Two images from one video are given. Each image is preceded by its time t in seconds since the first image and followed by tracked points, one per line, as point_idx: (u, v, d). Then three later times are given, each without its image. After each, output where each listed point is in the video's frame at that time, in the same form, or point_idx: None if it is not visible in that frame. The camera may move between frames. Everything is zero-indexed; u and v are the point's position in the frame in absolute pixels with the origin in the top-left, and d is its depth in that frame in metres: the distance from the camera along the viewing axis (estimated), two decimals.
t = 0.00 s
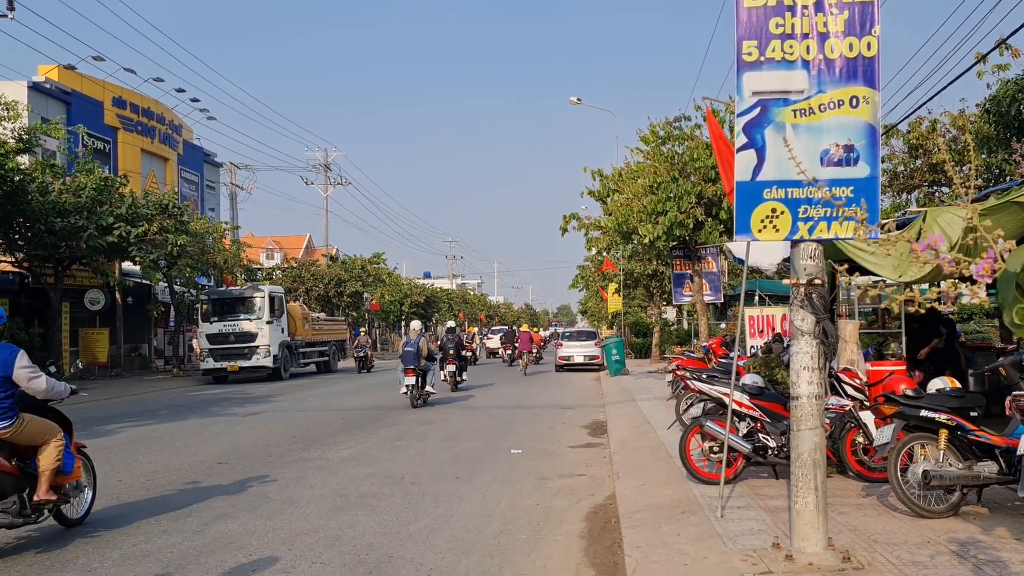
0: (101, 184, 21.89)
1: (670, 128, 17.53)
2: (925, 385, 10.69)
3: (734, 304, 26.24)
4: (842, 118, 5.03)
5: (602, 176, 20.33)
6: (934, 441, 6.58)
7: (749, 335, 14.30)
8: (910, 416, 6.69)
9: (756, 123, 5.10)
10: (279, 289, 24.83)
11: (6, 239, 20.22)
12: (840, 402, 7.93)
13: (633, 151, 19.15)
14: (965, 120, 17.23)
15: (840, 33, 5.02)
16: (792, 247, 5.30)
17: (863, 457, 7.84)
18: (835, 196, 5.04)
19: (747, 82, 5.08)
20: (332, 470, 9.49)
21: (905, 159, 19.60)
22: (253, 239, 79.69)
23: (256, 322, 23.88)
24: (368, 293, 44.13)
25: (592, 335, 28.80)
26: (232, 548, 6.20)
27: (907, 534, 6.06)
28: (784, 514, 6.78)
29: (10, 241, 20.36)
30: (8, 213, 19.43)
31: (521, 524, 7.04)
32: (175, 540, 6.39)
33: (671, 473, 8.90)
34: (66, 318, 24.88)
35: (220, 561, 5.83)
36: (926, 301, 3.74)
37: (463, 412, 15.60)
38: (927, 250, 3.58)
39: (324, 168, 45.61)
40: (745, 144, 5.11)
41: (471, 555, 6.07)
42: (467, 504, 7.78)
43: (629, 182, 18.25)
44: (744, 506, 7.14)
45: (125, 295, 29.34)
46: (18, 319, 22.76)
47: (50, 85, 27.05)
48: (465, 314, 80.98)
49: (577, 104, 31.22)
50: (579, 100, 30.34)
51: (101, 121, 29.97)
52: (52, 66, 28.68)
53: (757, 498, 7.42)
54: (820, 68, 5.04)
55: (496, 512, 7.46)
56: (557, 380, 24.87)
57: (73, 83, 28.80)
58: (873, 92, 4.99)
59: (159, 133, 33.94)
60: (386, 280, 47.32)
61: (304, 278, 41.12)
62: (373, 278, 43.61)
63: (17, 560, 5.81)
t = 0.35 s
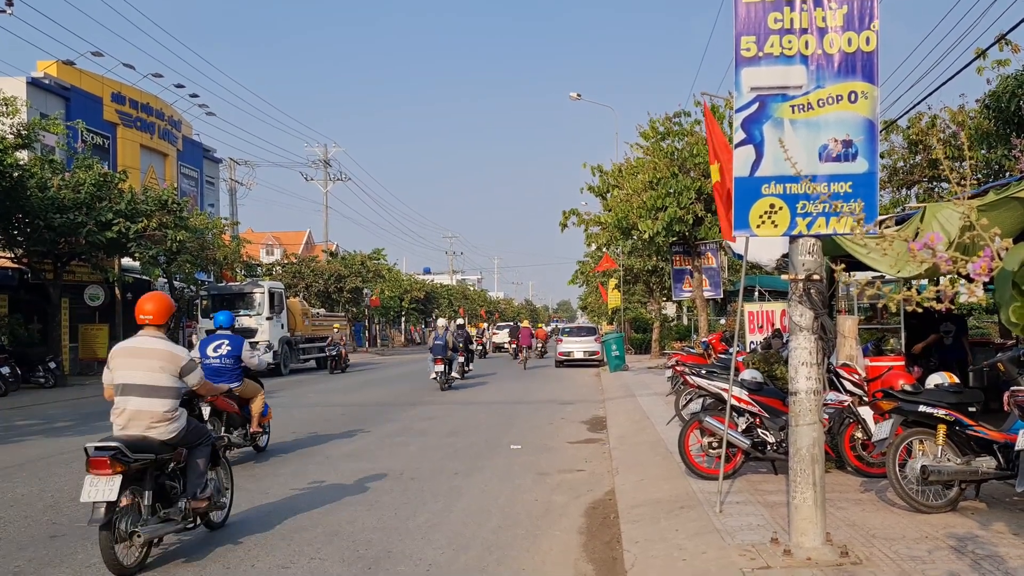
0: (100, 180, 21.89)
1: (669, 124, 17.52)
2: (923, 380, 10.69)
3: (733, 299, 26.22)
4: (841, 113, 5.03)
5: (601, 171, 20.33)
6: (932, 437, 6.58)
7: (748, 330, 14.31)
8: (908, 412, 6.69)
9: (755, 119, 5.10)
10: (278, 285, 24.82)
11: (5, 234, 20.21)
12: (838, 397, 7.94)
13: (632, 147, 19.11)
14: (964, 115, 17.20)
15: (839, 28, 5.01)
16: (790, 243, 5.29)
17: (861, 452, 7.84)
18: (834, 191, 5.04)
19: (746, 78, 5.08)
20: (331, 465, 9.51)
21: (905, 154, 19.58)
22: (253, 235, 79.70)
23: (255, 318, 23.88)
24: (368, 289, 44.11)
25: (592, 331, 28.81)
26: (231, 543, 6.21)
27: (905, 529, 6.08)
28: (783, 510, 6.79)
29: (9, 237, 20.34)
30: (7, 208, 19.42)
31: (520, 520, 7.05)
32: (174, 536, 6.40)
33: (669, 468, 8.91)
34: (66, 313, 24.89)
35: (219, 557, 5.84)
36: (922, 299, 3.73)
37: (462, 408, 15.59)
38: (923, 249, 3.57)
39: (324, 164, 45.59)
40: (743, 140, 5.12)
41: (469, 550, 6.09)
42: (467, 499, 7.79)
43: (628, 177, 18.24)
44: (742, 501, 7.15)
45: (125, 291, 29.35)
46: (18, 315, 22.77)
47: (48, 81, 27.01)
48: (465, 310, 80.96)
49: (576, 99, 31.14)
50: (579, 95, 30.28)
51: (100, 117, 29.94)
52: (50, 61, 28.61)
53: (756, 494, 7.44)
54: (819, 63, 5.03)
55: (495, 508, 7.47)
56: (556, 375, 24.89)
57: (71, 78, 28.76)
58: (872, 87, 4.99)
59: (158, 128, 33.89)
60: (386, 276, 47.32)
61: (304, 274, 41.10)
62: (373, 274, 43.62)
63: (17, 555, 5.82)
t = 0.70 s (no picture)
0: (96, 178, 21.87)
1: (666, 122, 17.52)
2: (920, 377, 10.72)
3: (731, 297, 26.22)
4: (837, 110, 5.03)
5: (599, 169, 20.34)
6: (928, 434, 6.60)
7: (746, 328, 14.31)
8: (905, 409, 6.71)
9: (750, 118, 5.11)
10: (276, 283, 24.78)
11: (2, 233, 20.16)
12: (835, 394, 7.95)
13: (629, 145, 19.10)
14: (961, 113, 17.22)
15: (835, 25, 5.01)
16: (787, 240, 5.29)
17: (859, 450, 7.85)
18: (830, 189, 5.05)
19: (741, 76, 5.09)
20: (329, 464, 9.49)
21: (902, 152, 19.59)
22: (250, 233, 79.66)
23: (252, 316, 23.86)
24: (365, 287, 44.10)
25: (589, 329, 28.82)
26: (229, 542, 6.20)
27: (901, 526, 6.09)
28: (780, 507, 6.80)
29: (5, 236, 20.29)
30: (4, 207, 19.37)
31: (517, 518, 7.06)
32: (171, 534, 6.39)
33: (667, 466, 8.93)
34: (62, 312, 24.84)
35: (217, 555, 5.84)
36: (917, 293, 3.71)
37: (459, 406, 15.59)
38: (917, 242, 3.56)
39: (322, 162, 45.57)
40: (739, 138, 5.13)
41: (466, 548, 6.10)
42: (465, 497, 7.79)
43: (626, 176, 18.25)
44: (740, 499, 7.16)
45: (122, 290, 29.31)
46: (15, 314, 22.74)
47: (45, 79, 26.95)
48: (462, 308, 80.98)
49: (573, 97, 31.09)
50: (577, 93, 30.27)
51: (97, 116, 29.88)
52: (46, 59, 28.54)
53: (753, 491, 7.45)
54: (815, 60, 5.04)
55: (493, 505, 7.48)
56: (554, 373, 24.91)
57: (68, 76, 28.70)
58: (869, 84, 4.99)
59: (155, 127, 33.85)
60: (383, 274, 47.26)
61: (302, 272, 41.11)
62: (370, 272, 43.54)
63: (13, 554, 5.81)
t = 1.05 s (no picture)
0: (95, 179, 21.87)
1: (665, 122, 17.53)
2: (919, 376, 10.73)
3: (729, 297, 26.24)
4: (836, 110, 5.04)
5: (598, 169, 20.36)
6: (927, 432, 6.60)
7: (745, 327, 14.31)
8: (903, 408, 6.71)
9: (749, 118, 5.12)
10: (274, 284, 24.78)
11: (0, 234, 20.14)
12: (835, 394, 7.96)
13: (628, 145, 19.11)
14: (959, 112, 17.23)
15: (833, 25, 5.02)
16: (786, 240, 5.30)
17: (857, 449, 7.87)
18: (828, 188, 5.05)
19: (740, 76, 5.10)
20: (328, 463, 9.49)
21: (900, 152, 19.60)
22: (249, 234, 79.65)
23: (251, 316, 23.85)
24: (365, 288, 44.10)
25: (588, 328, 28.84)
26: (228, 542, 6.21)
27: (900, 525, 6.10)
28: (779, 506, 6.82)
29: (4, 237, 20.27)
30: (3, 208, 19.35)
31: (517, 517, 7.07)
32: (171, 535, 6.40)
33: (666, 465, 8.94)
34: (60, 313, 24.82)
35: (216, 555, 5.84)
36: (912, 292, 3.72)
37: (458, 405, 15.60)
38: (914, 241, 3.56)
39: (320, 163, 45.58)
40: (737, 138, 5.14)
41: (466, 547, 6.10)
42: (465, 497, 7.80)
43: (625, 175, 18.26)
44: (739, 498, 7.17)
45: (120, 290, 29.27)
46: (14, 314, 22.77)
47: (43, 79, 26.94)
48: (461, 307, 81.01)
49: (572, 97, 31.09)
50: (575, 92, 30.28)
51: (95, 116, 29.86)
52: (44, 60, 28.54)
53: (752, 490, 7.47)
54: (813, 60, 5.05)
55: (493, 505, 7.49)
56: (552, 373, 24.92)
57: (66, 77, 28.70)
58: (867, 84, 5.00)
59: (153, 127, 33.84)
60: (382, 274, 47.24)
61: (300, 272, 41.13)
62: (369, 272, 43.47)
63: (12, 555, 5.81)
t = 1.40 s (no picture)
0: (94, 181, 21.88)
1: (664, 122, 17.54)
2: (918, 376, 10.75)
3: (728, 297, 26.23)
4: (833, 111, 5.06)
5: (597, 170, 20.37)
6: (926, 432, 6.62)
7: (744, 328, 14.31)
8: (902, 408, 6.71)
9: (747, 118, 5.12)
10: (274, 286, 24.78)
11: None
12: (833, 394, 7.97)
13: (627, 146, 19.12)
14: (957, 112, 17.26)
15: (831, 27, 5.04)
16: (784, 241, 5.31)
17: (856, 449, 7.88)
18: (826, 189, 5.06)
19: (738, 77, 5.11)
20: (328, 465, 9.49)
21: (898, 152, 19.61)
22: (248, 235, 79.63)
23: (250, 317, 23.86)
24: (364, 289, 44.07)
25: (588, 329, 28.84)
26: (228, 544, 6.21)
27: (899, 525, 6.11)
28: (778, 506, 6.83)
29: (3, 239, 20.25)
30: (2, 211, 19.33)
31: (517, 518, 7.08)
32: (171, 537, 6.40)
33: (665, 466, 8.95)
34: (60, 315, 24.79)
35: (216, 557, 5.85)
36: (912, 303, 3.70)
37: (457, 406, 15.61)
38: (912, 255, 3.55)
39: (320, 164, 45.59)
40: (736, 138, 5.15)
41: (466, 549, 6.10)
42: (464, 498, 7.81)
43: (624, 176, 18.28)
44: (738, 498, 7.18)
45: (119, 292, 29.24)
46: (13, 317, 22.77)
47: (42, 81, 26.94)
48: (461, 309, 81.02)
49: (572, 98, 31.08)
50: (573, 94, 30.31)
51: (94, 118, 29.85)
52: (43, 63, 28.58)
53: (751, 490, 7.48)
54: (811, 61, 5.05)
55: (493, 506, 7.50)
56: (551, 374, 24.91)
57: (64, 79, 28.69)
58: (865, 85, 5.01)
59: (152, 129, 33.84)
60: (380, 276, 47.23)
61: (299, 274, 41.16)
62: (369, 274, 43.43)
63: (12, 557, 5.81)
